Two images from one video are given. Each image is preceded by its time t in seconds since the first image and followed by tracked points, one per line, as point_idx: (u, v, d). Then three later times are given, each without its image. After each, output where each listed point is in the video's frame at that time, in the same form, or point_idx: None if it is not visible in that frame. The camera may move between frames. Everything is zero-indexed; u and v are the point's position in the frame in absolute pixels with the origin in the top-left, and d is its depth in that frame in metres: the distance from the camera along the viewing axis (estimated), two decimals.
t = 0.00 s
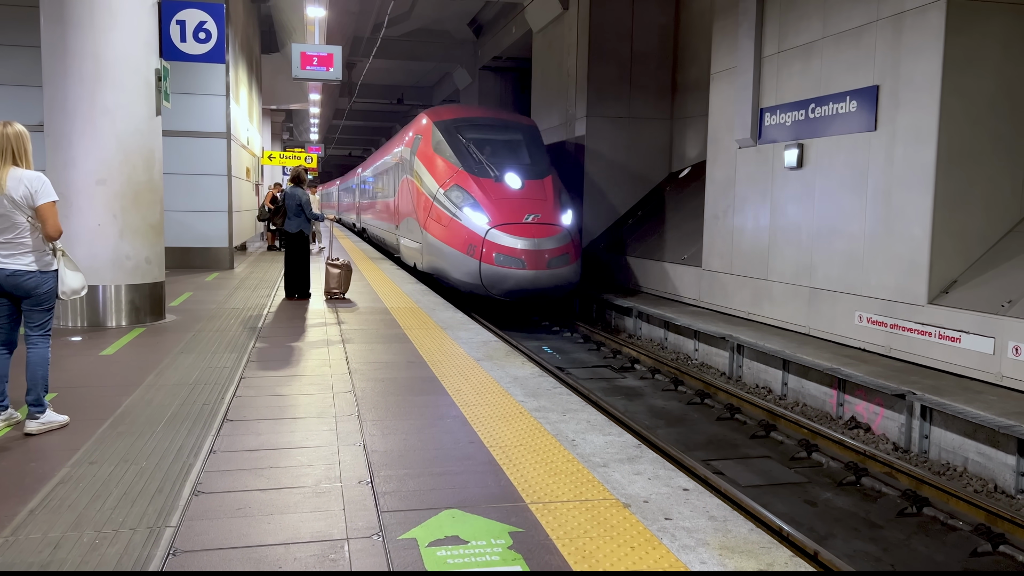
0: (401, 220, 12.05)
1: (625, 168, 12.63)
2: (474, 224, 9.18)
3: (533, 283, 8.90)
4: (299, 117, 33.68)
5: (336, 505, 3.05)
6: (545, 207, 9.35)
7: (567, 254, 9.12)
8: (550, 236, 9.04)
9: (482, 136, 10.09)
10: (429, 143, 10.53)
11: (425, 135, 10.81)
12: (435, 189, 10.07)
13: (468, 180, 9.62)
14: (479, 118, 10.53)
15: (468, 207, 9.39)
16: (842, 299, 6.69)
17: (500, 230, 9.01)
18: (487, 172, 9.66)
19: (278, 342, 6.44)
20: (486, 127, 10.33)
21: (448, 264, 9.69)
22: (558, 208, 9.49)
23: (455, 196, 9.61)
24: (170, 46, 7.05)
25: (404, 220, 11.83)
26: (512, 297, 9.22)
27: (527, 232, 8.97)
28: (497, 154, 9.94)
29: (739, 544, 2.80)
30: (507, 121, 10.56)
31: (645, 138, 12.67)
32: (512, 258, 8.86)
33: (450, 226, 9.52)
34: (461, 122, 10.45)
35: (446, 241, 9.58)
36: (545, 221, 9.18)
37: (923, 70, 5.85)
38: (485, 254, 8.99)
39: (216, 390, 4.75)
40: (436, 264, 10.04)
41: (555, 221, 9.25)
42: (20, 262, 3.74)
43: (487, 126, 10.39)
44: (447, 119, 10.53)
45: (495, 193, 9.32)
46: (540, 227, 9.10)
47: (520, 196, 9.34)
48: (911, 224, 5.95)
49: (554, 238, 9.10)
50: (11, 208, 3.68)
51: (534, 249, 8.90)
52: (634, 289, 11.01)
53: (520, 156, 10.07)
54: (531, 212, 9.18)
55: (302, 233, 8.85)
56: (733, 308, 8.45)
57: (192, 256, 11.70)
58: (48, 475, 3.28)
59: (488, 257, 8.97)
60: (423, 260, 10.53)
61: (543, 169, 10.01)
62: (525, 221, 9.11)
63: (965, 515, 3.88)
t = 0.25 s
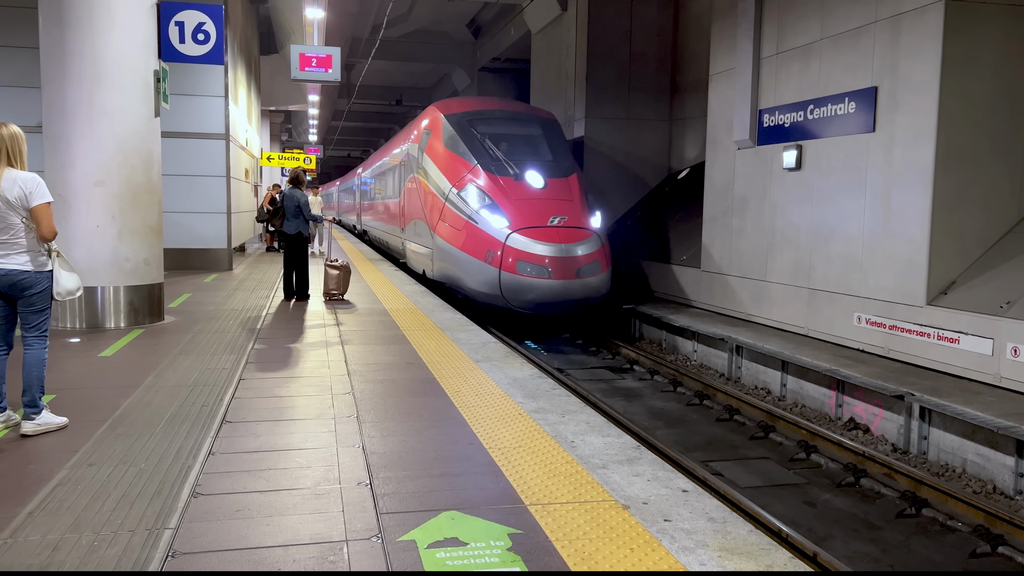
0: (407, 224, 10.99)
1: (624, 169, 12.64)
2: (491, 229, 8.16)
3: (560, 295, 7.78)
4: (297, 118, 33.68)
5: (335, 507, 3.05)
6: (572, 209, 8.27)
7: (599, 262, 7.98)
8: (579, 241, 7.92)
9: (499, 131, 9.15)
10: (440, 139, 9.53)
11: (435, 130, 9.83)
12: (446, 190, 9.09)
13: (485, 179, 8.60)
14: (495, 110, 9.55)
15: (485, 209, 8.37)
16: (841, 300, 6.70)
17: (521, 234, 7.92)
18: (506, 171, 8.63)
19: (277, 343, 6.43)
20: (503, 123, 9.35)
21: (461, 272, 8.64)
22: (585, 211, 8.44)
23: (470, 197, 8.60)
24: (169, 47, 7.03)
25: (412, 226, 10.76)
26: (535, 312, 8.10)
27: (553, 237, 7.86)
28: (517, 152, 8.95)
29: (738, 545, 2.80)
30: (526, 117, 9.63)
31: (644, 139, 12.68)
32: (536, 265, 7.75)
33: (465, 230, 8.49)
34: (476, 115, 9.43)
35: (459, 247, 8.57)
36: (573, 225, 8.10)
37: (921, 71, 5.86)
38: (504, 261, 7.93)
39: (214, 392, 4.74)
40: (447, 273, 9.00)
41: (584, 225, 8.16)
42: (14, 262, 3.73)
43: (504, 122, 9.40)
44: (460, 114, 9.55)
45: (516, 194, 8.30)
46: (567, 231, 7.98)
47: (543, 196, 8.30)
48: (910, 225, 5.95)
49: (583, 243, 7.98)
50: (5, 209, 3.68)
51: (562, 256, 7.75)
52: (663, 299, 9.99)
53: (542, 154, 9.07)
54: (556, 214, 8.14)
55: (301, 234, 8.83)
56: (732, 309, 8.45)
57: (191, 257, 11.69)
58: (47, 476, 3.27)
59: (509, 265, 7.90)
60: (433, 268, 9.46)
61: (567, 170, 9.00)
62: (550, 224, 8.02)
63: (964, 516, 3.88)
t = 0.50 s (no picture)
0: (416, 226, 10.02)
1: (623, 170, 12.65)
2: (515, 234, 7.30)
3: (595, 310, 6.95)
4: (296, 120, 33.69)
5: (333, 509, 3.04)
6: (605, 212, 7.41)
7: (636, 271, 7.15)
8: (614, 248, 7.08)
9: (519, 126, 8.33)
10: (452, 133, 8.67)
11: (446, 123, 8.95)
12: (462, 189, 8.22)
13: (506, 178, 7.73)
14: (513, 103, 8.73)
15: (507, 211, 7.51)
16: (839, 301, 6.70)
17: (549, 239, 7.07)
18: (530, 169, 7.78)
19: (275, 345, 6.42)
20: (524, 118, 8.51)
21: (479, 282, 7.77)
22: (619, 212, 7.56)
23: (489, 198, 7.72)
24: (167, 49, 7.02)
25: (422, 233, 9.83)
26: (564, 325, 7.28)
27: (585, 242, 7.00)
28: (540, 148, 8.12)
29: (737, 547, 2.80)
30: (546, 111, 8.79)
31: (643, 141, 12.69)
32: (568, 276, 6.89)
33: (484, 234, 7.62)
34: (492, 109, 8.61)
35: (477, 253, 7.71)
36: (606, 227, 7.25)
37: (919, 73, 5.87)
38: (531, 270, 7.08)
39: (212, 393, 4.74)
40: (464, 282, 8.13)
41: (620, 229, 7.29)
42: (11, 264, 3.72)
43: (524, 115, 8.57)
44: (475, 107, 8.69)
45: (542, 194, 7.46)
46: (600, 236, 7.13)
47: (572, 195, 7.45)
48: (909, 226, 5.96)
49: (619, 250, 7.13)
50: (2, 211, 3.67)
51: (596, 264, 6.92)
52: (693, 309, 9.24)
53: (566, 151, 8.22)
54: (587, 215, 7.28)
55: (299, 236, 8.81)
56: (731, 311, 8.45)
57: (189, 258, 11.68)
58: (44, 478, 3.27)
59: (536, 275, 7.06)
60: (446, 276, 8.59)
61: (595, 167, 8.13)
62: (581, 229, 7.16)
63: (962, 517, 3.88)
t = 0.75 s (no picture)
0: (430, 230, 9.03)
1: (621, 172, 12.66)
2: (544, 241, 6.24)
3: (643, 328, 5.86)
4: (294, 121, 33.69)
5: (331, 510, 3.04)
6: (651, 213, 6.30)
7: (688, 282, 6.03)
8: (663, 256, 5.95)
9: (545, 115, 7.27)
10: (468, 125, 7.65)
11: (460, 114, 7.94)
12: (480, 188, 7.20)
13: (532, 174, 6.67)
14: (538, 90, 7.68)
15: (535, 213, 6.45)
16: (837, 302, 6.71)
17: (586, 245, 5.96)
18: (560, 164, 6.70)
19: (273, 346, 6.42)
20: (550, 106, 7.45)
21: (503, 295, 6.74)
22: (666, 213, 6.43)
23: (512, 198, 6.71)
24: (165, 49, 6.99)
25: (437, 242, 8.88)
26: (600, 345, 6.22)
27: (628, 249, 5.90)
28: (570, 140, 7.03)
29: (735, 548, 2.79)
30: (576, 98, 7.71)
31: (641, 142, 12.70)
32: (609, 289, 5.77)
33: (508, 241, 6.59)
34: (514, 97, 7.55)
35: (500, 261, 6.70)
36: (653, 232, 6.12)
37: (917, 75, 5.88)
38: (565, 282, 5.98)
39: (210, 395, 4.73)
40: (486, 295, 7.08)
41: (668, 233, 6.18)
42: (9, 264, 3.71)
43: (551, 103, 7.50)
44: (494, 94, 7.68)
45: (577, 192, 6.37)
46: (646, 241, 6.01)
47: (610, 195, 6.36)
48: (907, 227, 5.97)
49: (668, 258, 6.01)
50: None
51: (642, 276, 5.82)
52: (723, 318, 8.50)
53: (600, 143, 7.13)
54: (629, 217, 6.18)
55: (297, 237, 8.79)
56: (729, 312, 8.46)
57: (187, 259, 11.67)
58: (41, 480, 3.26)
59: (570, 287, 5.96)
60: (464, 287, 7.55)
61: (634, 161, 7.06)
62: (624, 233, 6.05)
63: (960, 518, 3.89)
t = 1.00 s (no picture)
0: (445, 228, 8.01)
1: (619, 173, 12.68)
2: (588, 248, 5.40)
3: (710, 353, 5.02)
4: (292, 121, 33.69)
5: (329, 511, 3.04)
6: (711, 216, 5.49)
7: (760, 298, 5.20)
8: (730, 266, 5.12)
9: (582, 105, 6.46)
10: (492, 116, 6.85)
11: (481, 104, 7.15)
12: (508, 187, 6.36)
13: (571, 171, 5.85)
14: (572, 78, 6.87)
15: (576, 216, 5.61)
16: (835, 304, 6.72)
17: (641, 253, 5.12)
18: (602, 158, 5.93)
19: (271, 346, 6.41)
20: (584, 94, 6.64)
21: (536, 310, 5.88)
22: (728, 217, 5.61)
23: (546, 197, 5.91)
24: (163, 50, 6.98)
25: (450, 237, 7.90)
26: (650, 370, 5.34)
27: (689, 258, 5.06)
28: (611, 133, 6.24)
29: (732, 549, 2.80)
30: (615, 87, 6.89)
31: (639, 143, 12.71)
32: (669, 307, 4.94)
33: (542, 247, 5.79)
34: (545, 85, 6.75)
35: (534, 272, 5.86)
36: (718, 238, 5.30)
37: (914, 76, 5.89)
38: (615, 298, 5.14)
39: (208, 396, 4.73)
40: (516, 311, 6.18)
41: (732, 239, 5.35)
42: (7, 265, 3.71)
43: (587, 91, 6.68)
44: (520, 81, 6.89)
45: (626, 192, 5.55)
46: (712, 250, 5.18)
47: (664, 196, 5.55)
48: (905, 229, 5.98)
49: (736, 268, 5.18)
50: None
51: (710, 291, 4.97)
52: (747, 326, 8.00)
53: (644, 135, 6.33)
54: (688, 221, 5.36)
55: (295, 238, 8.79)
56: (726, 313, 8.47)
57: (184, 260, 11.66)
58: (39, 481, 3.26)
59: (620, 304, 5.12)
60: (488, 301, 6.68)
61: (686, 156, 6.24)
62: (684, 239, 5.22)
63: (957, 519, 3.90)
